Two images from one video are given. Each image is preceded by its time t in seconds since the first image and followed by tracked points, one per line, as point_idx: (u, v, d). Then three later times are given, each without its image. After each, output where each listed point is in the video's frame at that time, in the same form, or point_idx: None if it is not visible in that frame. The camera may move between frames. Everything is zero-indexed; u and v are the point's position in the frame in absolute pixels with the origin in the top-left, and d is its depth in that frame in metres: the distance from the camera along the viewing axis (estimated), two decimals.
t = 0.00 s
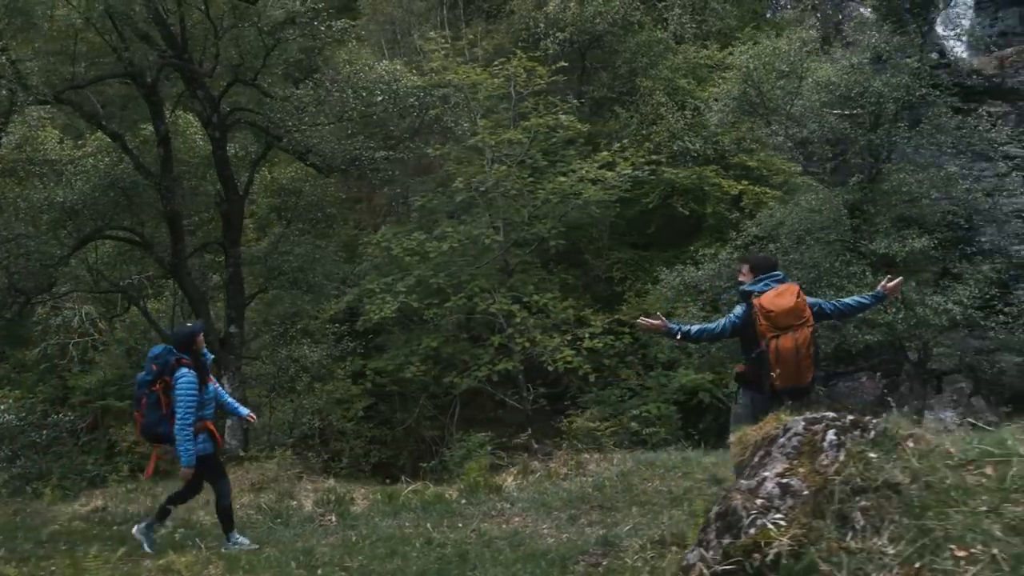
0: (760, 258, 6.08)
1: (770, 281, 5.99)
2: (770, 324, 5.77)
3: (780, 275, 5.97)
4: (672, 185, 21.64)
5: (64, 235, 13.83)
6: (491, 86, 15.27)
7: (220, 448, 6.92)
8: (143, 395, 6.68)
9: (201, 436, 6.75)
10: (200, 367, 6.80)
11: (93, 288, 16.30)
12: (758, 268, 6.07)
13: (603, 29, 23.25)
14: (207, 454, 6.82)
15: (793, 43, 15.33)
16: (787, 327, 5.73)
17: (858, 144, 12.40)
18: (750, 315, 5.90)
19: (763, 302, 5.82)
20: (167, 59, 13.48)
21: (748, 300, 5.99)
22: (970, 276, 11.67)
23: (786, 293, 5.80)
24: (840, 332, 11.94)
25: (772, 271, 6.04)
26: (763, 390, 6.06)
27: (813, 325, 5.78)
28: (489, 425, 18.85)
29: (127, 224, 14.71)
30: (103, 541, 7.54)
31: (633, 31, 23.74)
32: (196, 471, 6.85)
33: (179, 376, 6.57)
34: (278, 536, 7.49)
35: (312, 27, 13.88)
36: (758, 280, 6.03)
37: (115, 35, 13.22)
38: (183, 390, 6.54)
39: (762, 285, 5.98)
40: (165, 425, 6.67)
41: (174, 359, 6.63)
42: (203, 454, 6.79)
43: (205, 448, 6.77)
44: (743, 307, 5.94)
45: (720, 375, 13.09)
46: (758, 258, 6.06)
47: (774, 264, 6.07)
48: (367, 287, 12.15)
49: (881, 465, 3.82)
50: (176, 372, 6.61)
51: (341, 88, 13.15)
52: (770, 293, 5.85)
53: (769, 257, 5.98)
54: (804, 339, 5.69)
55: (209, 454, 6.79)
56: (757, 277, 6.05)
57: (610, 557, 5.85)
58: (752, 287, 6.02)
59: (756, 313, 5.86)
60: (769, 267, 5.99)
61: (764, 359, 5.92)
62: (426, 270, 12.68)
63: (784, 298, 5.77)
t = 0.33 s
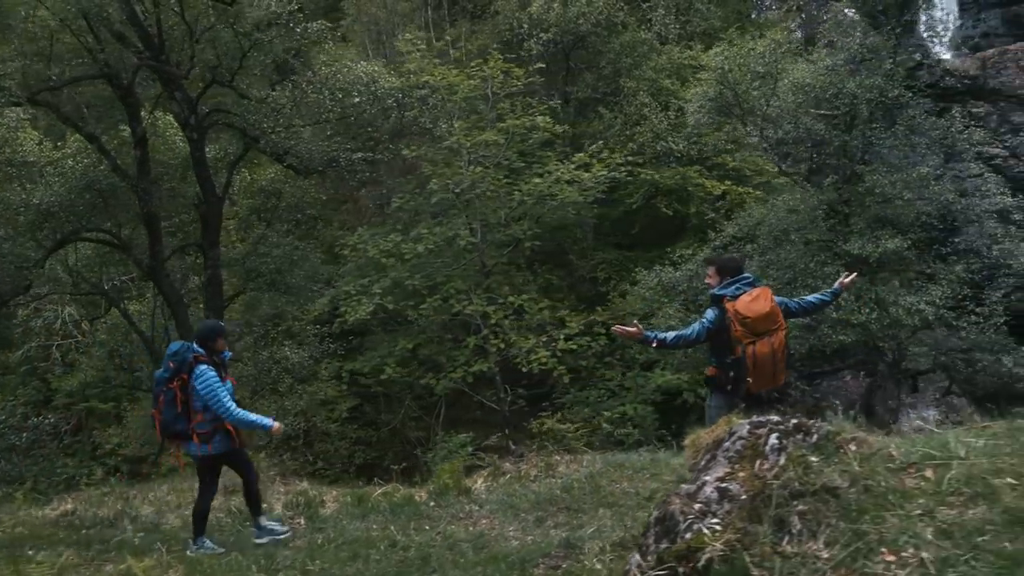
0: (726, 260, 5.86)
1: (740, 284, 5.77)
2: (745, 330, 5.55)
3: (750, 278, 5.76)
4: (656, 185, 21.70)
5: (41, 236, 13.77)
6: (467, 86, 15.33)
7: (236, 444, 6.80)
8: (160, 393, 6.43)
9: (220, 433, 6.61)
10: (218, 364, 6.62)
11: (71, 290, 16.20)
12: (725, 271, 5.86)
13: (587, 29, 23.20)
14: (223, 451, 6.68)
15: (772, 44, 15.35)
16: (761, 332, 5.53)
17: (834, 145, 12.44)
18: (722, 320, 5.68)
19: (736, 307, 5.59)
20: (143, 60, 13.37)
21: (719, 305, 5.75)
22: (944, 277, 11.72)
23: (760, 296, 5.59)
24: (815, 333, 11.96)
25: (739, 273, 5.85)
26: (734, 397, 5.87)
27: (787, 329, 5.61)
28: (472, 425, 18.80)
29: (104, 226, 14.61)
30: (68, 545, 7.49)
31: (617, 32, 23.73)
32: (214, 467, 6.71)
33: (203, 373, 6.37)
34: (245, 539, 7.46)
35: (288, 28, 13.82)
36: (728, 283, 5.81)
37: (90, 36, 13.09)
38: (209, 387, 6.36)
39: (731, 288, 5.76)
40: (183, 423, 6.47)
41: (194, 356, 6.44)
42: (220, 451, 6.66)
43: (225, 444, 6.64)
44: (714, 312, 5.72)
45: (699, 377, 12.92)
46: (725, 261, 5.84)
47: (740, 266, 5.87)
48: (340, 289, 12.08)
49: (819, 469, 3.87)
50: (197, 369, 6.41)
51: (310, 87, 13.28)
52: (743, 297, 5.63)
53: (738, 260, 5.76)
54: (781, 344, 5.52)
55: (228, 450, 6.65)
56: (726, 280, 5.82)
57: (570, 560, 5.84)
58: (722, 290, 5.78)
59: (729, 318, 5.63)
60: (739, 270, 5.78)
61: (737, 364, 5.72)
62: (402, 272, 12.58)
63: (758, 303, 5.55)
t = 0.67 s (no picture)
0: (689, 264, 5.77)
1: (702, 290, 5.71)
2: (705, 338, 5.55)
3: (712, 284, 5.70)
4: (640, 186, 21.70)
5: (15, 241, 13.70)
6: (442, 89, 15.32)
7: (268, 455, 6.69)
8: (188, 400, 6.53)
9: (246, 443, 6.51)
10: (247, 375, 6.54)
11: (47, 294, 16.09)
12: (687, 275, 5.75)
13: (569, 31, 23.14)
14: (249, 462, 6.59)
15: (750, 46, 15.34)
16: (721, 341, 5.52)
17: (807, 148, 12.48)
18: (682, 327, 5.65)
19: (698, 316, 5.57)
20: (119, 63, 13.23)
21: (680, 311, 5.71)
22: (915, 279, 11.80)
23: (722, 304, 5.56)
24: (789, 335, 11.99)
25: (702, 278, 5.76)
26: (692, 403, 5.88)
27: (747, 338, 5.60)
28: (454, 427, 18.75)
29: (79, 230, 14.50)
30: (31, 554, 7.45)
31: (599, 33, 23.66)
32: (243, 477, 6.63)
33: (223, 382, 6.34)
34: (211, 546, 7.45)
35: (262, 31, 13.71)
36: (690, 289, 5.74)
37: (64, 39, 12.89)
38: (226, 396, 6.30)
39: (692, 295, 5.70)
40: (208, 429, 6.51)
41: (220, 364, 6.42)
42: (245, 462, 6.57)
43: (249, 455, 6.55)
44: (675, 319, 5.69)
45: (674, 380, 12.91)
46: (687, 265, 5.75)
47: (703, 271, 5.78)
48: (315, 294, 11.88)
49: (759, 479, 3.97)
50: (221, 378, 6.39)
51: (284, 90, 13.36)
52: (704, 305, 5.59)
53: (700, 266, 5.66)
54: (740, 354, 5.52)
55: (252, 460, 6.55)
56: (688, 286, 5.75)
57: (530, 567, 5.87)
58: (684, 296, 5.71)
59: (689, 325, 5.61)
60: (701, 276, 5.68)
61: (694, 372, 5.72)
62: (376, 277, 12.45)
63: (719, 312, 5.53)
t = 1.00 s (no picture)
0: (640, 272, 5.88)
1: (647, 299, 5.82)
2: (646, 347, 5.66)
3: (657, 293, 5.80)
4: (613, 188, 21.67)
5: None
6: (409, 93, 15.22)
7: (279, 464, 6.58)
8: (206, 405, 6.36)
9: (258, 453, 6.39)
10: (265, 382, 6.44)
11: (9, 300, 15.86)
12: (634, 284, 5.88)
13: (542, 33, 23.04)
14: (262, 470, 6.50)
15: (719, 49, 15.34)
16: (662, 350, 5.64)
17: (768, 152, 12.52)
18: (625, 335, 5.79)
19: (640, 325, 5.69)
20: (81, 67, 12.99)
21: (626, 320, 5.86)
22: (877, 282, 11.84)
23: (664, 314, 5.68)
24: (754, 339, 12.00)
25: (650, 288, 5.86)
26: (637, 412, 5.99)
27: (690, 347, 5.68)
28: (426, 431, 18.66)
29: (41, 236, 14.29)
30: None
31: (573, 35, 23.59)
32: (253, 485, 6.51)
33: (243, 391, 6.22)
34: (163, 559, 7.36)
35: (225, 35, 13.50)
36: (637, 297, 5.86)
37: (23, 42, 12.59)
38: (247, 405, 6.18)
39: (638, 303, 5.82)
40: (223, 438, 6.35)
41: (241, 372, 6.29)
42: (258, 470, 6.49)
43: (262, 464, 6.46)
44: (620, 327, 5.83)
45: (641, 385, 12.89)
46: (636, 274, 5.87)
47: (653, 281, 5.86)
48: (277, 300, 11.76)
49: (684, 496, 4.12)
50: (240, 386, 6.26)
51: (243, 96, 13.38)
52: (647, 313, 5.72)
53: (646, 276, 5.79)
54: (680, 362, 5.60)
55: (266, 469, 6.46)
56: (635, 294, 5.88)
57: None
58: (630, 304, 5.84)
59: (631, 333, 5.74)
60: (647, 285, 5.79)
61: (638, 380, 5.84)
62: (342, 282, 12.33)
63: (661, 320, 5.65)
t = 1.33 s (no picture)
0: (588, 285, 5.99)
1: (590, 312, 5.92)
2: (582, 359, 5.79)
3: (600, 306, 5.89)
4: (584, 189, 21.62)
5: None
6: (371, 97, 15.09)
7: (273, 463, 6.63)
8: (197, 411, 6.36)
9: (255, 453, 6.44)
10: (256, 383, 6.49)
11: None
12: (581, 298, 6.00)
13: (513, 35, 22.83)
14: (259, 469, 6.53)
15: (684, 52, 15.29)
16: (596, 364, 5.76)
17: (731, 156, 12.62)
18: (565, 346, 5.93)
19: (578, 337, 5.82)
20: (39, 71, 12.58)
21: (570, 331, 5.99)
22: (836, 284, 11.83)
23: (600, 328, 5.78)
24: (715, 344, 11.96)
25: (596, 300, 5.96)
26: (580, 422, 6.13)
27: (627, 362, 5.78)
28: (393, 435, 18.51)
29: None
30: None
31: (544, 37, 23.40)
32: (251, 486, 6.54)
33: (238, 393, 6.26)
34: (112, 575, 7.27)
35: (186, 40, 13.21)
36: (581, 309, 5.98)
37: None
38: (245, 404, 6.24)
39: (581, 315, 5.94)
40: (218, 442, 6.36)
41: (233, 374, 6.32)
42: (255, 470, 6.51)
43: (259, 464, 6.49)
44: (562, 339, 5.97)
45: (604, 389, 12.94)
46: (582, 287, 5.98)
47: (598, 293, 5.94)
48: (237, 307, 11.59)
49: (612, 518, 4.39)
50: (233, 389, 6.30)
51: (202, 101, 13.33)
52: (586, 326, 5.85)
53: (590, 289, 5.90)
54: (613, 377, 5.72)
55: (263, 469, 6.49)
56: (581, 305, 6.00)
57: None
58: (574, 315, 5.96)
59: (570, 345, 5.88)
60: (589, 296, 5.89)
61: (577, 391, 5.97)
62: (301, 290, 12.18)
63: (597, 334, 5.76)
